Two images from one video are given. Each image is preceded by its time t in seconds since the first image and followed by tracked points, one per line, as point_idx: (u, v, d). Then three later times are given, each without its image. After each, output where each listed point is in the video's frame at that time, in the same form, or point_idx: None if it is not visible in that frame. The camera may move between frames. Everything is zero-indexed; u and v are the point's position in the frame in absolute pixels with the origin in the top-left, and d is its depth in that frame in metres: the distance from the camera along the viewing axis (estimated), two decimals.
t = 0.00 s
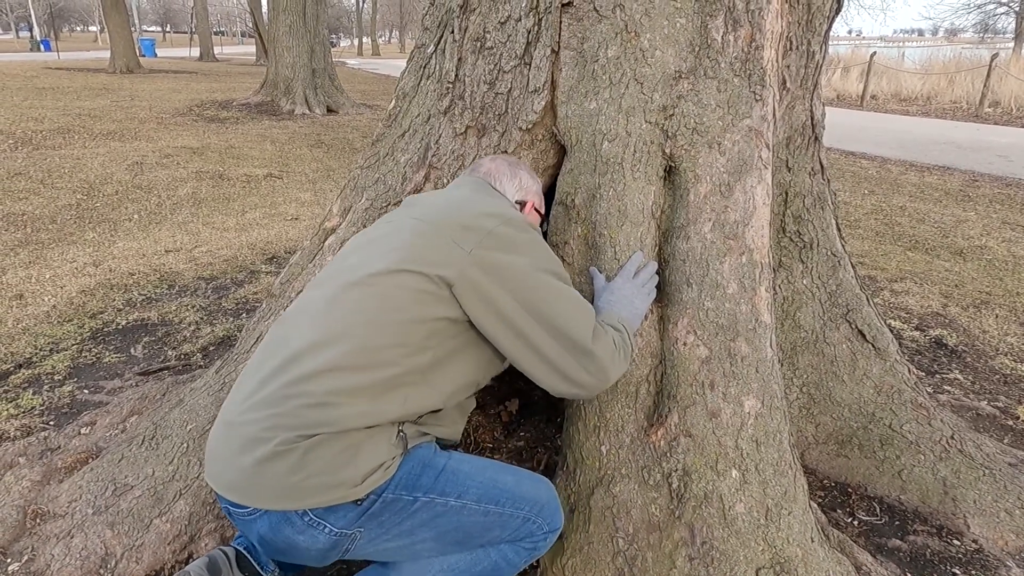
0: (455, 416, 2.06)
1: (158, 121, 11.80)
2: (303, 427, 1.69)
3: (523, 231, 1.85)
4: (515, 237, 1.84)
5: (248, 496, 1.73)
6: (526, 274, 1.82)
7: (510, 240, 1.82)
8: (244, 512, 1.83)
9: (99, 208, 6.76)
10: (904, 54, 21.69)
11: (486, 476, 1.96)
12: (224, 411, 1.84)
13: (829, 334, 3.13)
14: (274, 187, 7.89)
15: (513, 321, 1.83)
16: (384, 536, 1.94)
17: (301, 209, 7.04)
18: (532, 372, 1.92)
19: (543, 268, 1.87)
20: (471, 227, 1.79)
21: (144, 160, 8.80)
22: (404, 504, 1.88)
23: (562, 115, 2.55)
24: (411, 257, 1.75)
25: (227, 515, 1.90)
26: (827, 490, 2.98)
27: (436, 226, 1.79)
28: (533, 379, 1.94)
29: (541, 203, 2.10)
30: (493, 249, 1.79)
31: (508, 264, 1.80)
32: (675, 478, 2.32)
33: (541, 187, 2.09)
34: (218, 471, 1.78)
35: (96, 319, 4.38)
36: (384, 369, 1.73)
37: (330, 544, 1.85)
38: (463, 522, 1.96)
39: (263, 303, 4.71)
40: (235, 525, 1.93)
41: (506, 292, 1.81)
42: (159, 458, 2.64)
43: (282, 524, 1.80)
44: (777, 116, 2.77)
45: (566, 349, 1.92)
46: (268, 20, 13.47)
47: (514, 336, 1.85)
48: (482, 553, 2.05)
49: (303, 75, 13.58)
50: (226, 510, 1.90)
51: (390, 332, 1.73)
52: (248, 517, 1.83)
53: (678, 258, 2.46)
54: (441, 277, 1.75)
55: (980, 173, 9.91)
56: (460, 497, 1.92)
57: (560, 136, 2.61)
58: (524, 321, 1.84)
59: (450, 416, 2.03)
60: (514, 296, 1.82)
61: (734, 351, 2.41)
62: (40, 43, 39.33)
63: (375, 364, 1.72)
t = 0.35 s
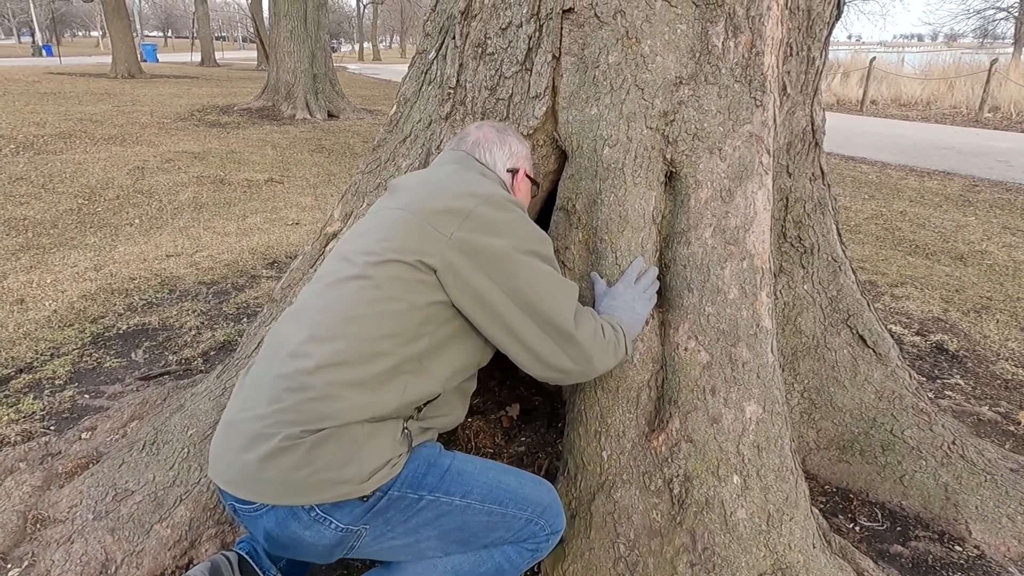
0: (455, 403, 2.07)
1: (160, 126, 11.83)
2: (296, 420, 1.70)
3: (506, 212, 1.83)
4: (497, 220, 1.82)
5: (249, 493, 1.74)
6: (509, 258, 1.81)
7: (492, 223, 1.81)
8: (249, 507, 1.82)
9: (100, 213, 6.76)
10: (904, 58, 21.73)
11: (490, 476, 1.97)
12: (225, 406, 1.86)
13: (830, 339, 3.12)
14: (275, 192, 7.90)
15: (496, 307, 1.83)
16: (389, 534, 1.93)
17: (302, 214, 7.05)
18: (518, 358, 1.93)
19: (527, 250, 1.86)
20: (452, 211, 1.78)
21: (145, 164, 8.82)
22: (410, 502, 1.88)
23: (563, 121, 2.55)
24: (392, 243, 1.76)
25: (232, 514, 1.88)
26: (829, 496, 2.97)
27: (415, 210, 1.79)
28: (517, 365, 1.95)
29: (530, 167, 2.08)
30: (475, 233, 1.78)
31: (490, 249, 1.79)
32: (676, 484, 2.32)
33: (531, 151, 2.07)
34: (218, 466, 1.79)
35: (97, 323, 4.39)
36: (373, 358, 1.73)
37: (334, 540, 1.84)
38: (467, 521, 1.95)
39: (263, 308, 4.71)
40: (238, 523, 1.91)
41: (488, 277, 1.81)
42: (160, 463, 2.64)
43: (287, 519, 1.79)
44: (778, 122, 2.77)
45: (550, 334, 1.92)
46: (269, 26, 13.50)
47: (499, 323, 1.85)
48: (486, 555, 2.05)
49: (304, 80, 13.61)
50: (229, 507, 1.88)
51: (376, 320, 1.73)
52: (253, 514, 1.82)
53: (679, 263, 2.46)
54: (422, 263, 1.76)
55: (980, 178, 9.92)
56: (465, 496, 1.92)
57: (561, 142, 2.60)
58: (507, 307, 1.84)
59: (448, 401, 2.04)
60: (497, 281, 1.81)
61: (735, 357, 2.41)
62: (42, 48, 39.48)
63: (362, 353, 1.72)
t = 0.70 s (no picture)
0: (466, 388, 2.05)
1: (157, 128, 11.82)
2: (300, 404, 1.70)
3: (502, 195, 1.81)
4: (493, 204, 1.80)
5: (260, 476, 1.75)
6: (505, 242, 1.79)
7: (487, 206, 1.79)
8: (259, 489, 1.81)
9: (98, 215, 6.76)
10: (900, 61, 21.80)
11: (498, 476, 1.96)
12: (240, 394, 1.90)
13: (827, 341, 3.13)
14: (273, 194, 7.89)
15: (494, 292, 1.81)
16: (395, 527, 1.92)
17: (300, 216, 7.05)
18: (518, 345, 1.91)
19: (524, 235, 1.84)
20: (448, 194, 1.77)
21: (143, 167, 8.81)
22: (418, 496, 1.88)
23: (560, 124, 2.54)
24: (391, 228, 1.77)
25: (240, 493, 1.87)
26: (826, 497, 2.97)
27: (412, 194, 1.79)
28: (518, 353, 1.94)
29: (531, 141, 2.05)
30: (470, 216, 1.77)
31: (486, 232, 1.77)
32: (673, 485, 2.32)
33: (531, 126, 2.05)
34: (229, 453, 1.82)
35: (94, 326, 4.38)
36: (374, 342, 1.72)
37: (342, 527, 1.83)
38: (473, 520, 1.95)
39: (261, 311, 4.71)
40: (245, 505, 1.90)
41: (485, 261, 1.79)
42: (157, 466, 2.64)
43: (297, 502, 1.78)
44: (774, 125, 2.77)
45: (549, 321, 1.90)
46: (267, 28, 13.51)
47: (497, 309, 1.84)
48: (489, 557, 2.05)
49: (302, 83, 13.61)
50: (238, 489, 1.87)
51: (376, 304, 1.73)
52: (263, 495, 1.81)
53: (677, 266, 2.46)
54: (419, 247, 1.75)
55: (976, 180, 9.95)
56: (473, 494, 1.92)
57: (559, 145, 2.58)
58: (504, 292, 1.83)
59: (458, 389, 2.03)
60: (493, 264, 1.80)
61: (732, 359, 2.41)
62: (39, 51, 39.48)
63: (361, 337, 1.71)
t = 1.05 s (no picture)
0: (478, 386, 2.05)
1: (157, 138, 11.86)
2: (305, 394, 1.74)
3: (502, 192, 1.84)
4: (492, 200, 1.82)
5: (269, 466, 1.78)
6: (503, 237, 1.80)
7: (486, 203, 1.82)
8: (265, 476, 1.82)
9: (97, 225, 6.77)
10: (897, 71, 21.93)
11: (505, 486, 1.96)
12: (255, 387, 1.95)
13: (825, 351, 3.14)
14: (272, 204, 7.91)
15: (492, 288, 1.82)
16: (398, 526, 1.91)
17: (299, 226, 7.06)
18: (517, 343, 1.91)
19: (523, 232, 1.85)
20: (448, 191, 1.81)
21: (142, 176, 8.83)
22: (424, 496, 1.87)
23: (559, 135, 2.55)
24: (394, 223, 1.82)
25: (247, 479, 1.87)
26: (825, 508, 2.96)
27: (416, 190, 1.84)
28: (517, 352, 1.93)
29: (530, 140, 2.05)
30: (470, 212, 1.79)
31: (485, 228, 1.79)
32: (672, 496, 2.32)
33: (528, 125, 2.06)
34: (239, 440, 1.86)
35: (93, 335, 4.38)
36: (377, 335, 1.75)
37: (344, 520, 1.82)
38: (476, 528, 1.95)
39: (260, 320, 4.71)
40: (249, 493, 1.90)
41: (484, 256, 1.81)
42: (155, 477, 2.64)
43: (301, 490, 1.78)
44: (771, 137, 2.79)
45: (548, 319, 1.90)
46: (267, 38, 13.57)
47: (496, 305, 1.84)
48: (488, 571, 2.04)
49: (302, 93, 13.66)
50: (243, 477, 1.88)
51: (379, 298, 1.76)
52: (268, 482, 1.82)
53: (675, 276, 2.47)
54: (419, 242, 1.78)
55: (973, 190, 9.99)
56: (479, 502, 1.92)
57: (557, 156, 2.59)
58: (502, 287, 1.83)
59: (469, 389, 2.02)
60: (491, 260, 1.81)
61: (730, 369, 2.42)
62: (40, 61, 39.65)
63: (363, 330, 1.75)
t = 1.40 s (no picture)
0: (480, 404, 2.05)
1: (160, 154, 11.92)
2: (305, 410, 1.75)
3: (501, 214, 1.85)
4: (490, 222, 1.84)
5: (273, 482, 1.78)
6: (500, 257, 1.81)
7: (485, 224, 1.83)
8: (267, 491, 1.80)
9: (99, 242, 6.79)
10: (894, 89, 22.10)
11: (506, 504, 1.94)
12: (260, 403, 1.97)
13: (825, 370, 3.15)
14: (273, 221, 7.94)
15: (489, 307, 1.83)
16: (398, 545, 1.88)
17: (300, 242, 7.08)
18: (515, 363, 1.92)
19: (522, 252, 1.86)
20: (448, 213, 1.83)
21: (144, 193, 8.88)
22: (426, 514, 1.84)
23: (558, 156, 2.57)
24: (394, 243, 1.84)
25: (248, 496, 1.86)
26: (826, 528, 2.95)
27: (416, 212, 1.87)
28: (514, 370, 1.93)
29: (530, 163, 2.08)
30: (469, 234, 1.81)
31: (484, 249, 1.81)
32: (672, 516, 2.31)
33: (528, 149, 2.09)
34: (242, 456, 1.87)
35: (93, 353, 4.38)
36: (378, 353, 1.76)
37: (345, 537, 1.79)
38: (476, 547, 1.92)
39: (260, 338, 4.71)
40: (249, 510, 1.88)
41: (481, 276, 1.82)
42: (154, 497, 2.63)
43: (304, 505, 1.76)
44: (769, 157, 2.81)
45: (545, 337, 1.90)
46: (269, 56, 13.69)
47: (493, 324, 1.85)
48: None
49: (303, 110, 13.75)
50: (245, 493, 1.86)
51: (378, 316, 1.78)
52: (270, 497, 1.80)
53: (674, 295, 2.48)
54: (418, 261, 1.80)
55: (972, 207, 10.03)
56: (480, 520, 1.89)
57: (557, 176, 2.61)
58: (500, 306, 1.84)
59: (470, 409, 2.02)
60: (489, 280, 1.82)
61: (730, 389, 2.42)
62: (44, 78, 40.01)
63: (362, 348, 1.76)
